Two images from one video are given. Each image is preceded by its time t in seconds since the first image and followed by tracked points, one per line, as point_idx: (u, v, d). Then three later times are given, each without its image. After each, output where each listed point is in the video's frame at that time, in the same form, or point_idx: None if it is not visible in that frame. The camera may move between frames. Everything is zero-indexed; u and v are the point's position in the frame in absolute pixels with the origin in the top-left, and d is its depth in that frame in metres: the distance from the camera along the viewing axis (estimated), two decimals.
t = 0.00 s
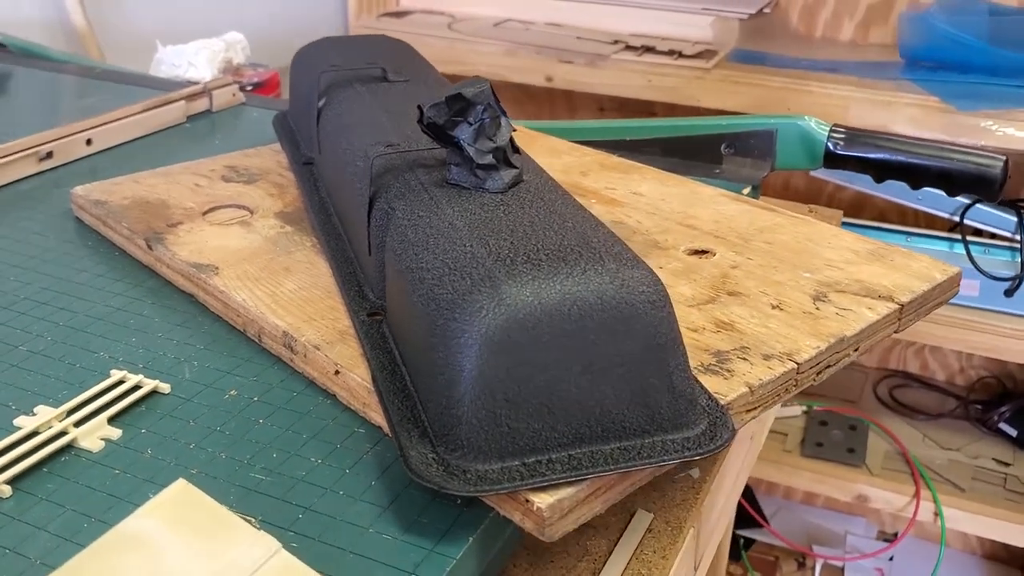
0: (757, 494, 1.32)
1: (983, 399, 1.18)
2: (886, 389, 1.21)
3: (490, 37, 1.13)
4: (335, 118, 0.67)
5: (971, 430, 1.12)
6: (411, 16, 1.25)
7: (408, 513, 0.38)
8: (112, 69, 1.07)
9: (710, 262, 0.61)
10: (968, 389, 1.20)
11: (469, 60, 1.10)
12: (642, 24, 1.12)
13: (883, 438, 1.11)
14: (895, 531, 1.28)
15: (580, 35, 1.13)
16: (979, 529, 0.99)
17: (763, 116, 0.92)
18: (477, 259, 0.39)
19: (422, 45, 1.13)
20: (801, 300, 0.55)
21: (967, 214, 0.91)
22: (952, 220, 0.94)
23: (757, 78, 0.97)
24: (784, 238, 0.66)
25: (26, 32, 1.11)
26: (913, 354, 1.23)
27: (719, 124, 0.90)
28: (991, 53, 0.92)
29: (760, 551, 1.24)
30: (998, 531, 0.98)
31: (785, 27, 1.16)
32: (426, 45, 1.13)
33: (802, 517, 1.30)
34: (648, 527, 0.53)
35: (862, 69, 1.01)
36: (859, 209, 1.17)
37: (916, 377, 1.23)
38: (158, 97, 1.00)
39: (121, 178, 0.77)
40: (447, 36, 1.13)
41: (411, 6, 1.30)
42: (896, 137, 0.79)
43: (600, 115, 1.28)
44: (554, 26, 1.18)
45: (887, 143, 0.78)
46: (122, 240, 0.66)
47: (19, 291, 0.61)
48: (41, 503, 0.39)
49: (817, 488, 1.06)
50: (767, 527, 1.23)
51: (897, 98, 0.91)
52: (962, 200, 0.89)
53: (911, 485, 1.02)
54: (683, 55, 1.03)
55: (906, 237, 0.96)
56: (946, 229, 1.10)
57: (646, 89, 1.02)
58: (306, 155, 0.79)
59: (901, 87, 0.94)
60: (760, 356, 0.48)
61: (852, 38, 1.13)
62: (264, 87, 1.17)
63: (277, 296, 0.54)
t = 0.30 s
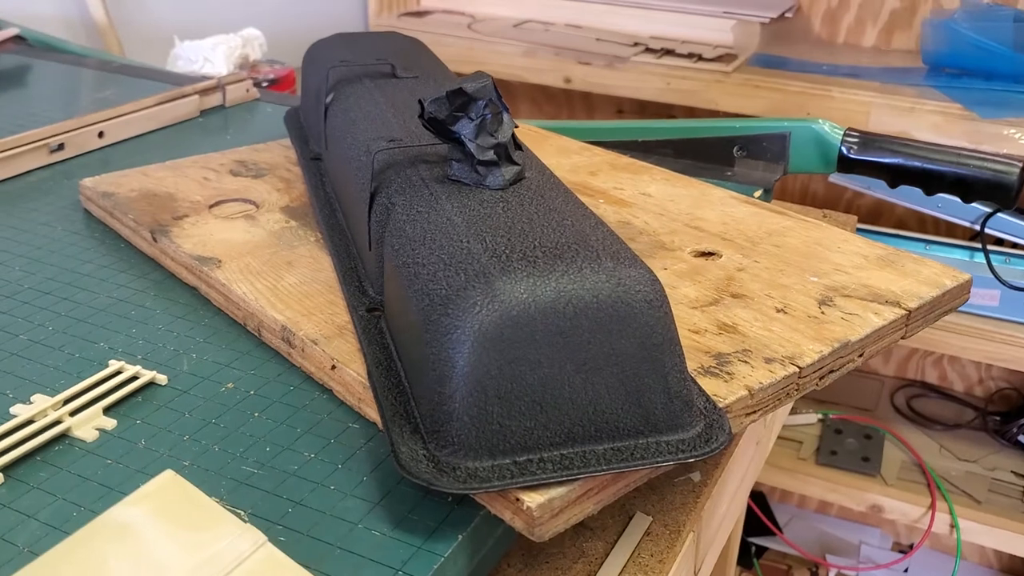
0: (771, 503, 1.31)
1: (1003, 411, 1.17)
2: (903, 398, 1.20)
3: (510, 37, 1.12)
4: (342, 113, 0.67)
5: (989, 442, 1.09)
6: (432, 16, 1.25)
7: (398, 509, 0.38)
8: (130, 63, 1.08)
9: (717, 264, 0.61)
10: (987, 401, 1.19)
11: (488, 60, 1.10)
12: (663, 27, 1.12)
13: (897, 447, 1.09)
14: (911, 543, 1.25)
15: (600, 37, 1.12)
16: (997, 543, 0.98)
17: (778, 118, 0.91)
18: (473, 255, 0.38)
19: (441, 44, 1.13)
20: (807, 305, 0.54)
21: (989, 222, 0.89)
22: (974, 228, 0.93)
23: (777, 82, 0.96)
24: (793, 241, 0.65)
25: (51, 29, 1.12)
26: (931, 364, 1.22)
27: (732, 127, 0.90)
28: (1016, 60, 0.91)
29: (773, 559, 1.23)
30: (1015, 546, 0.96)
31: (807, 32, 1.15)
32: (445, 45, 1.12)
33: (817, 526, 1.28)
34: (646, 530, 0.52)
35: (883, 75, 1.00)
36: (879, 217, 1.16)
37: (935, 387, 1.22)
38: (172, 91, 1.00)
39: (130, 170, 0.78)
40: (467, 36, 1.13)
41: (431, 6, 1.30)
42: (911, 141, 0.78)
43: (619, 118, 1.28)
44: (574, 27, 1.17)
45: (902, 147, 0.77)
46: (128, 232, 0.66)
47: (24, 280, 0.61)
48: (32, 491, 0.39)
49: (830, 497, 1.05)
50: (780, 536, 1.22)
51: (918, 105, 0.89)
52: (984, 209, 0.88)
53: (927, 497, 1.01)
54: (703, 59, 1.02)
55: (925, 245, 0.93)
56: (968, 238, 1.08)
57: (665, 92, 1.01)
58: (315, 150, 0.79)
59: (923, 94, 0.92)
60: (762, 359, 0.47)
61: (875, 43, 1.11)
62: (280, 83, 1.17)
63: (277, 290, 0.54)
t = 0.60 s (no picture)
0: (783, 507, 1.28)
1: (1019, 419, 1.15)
2: (919, 403, 1.18)
3: (525, 36, 1.12)
4: (345, 106, 0.67)
5: (1005, 449, 1.08)
6: (447, 14, 1.25)
7: (388, 503, 0.37)
8: (141, 57, 1.08)
9: (720, 261, 0.60)
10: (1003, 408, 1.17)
11: (502, 59, 1.09)
12: (678, 27, 1.11)
13: (909, 452, 1.08)
14: (924, 550, 1.23)
15: (616, 36, 1.11)
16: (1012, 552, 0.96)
17: (788, 116, 0.90)
18: (465, 247, 0.38)
19: (455, 43, 1.13)
20: (810, 303, 0.53)
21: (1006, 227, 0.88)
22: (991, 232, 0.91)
23: (793, 83, 0.95)
24: (798, 239, 0.64)
25: (64, 21, 1.14)
26: (947, 369, 1.20)
27: (740, 125, 0.88)
28: None
29: (784, 565, 1.22)
30: None
31: (824, 33, 1.14)
32: (459, 43, 1.12)
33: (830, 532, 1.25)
34: (644, 529, 0.52)
35: (900, 76, 0.98)
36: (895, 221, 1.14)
37: (950, 393, 1.20)
38: (181, 84, 1.00)
39: (134, 162, 0.78)
40: (481, 34, 1.12)
41: (447, 5, 1.29)
42: (923, 140, 0.77)
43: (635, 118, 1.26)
44: (589, 26, 1.16)
45: (912, 147, 0.76)
46: (129, 223, 0.66)
47: (24, 270, 0.61)
48: (21, 479, 0.39)
49: (843, 503, 1.03)
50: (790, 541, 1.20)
51: (935, 106, 0.88)
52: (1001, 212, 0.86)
53: (940, 503, 1.00)
54: (719, 59, 1.01)
55: (940, 249, 0.93)
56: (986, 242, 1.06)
57: (679, 92, 1.00)
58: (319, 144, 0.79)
59: (941, 96, 0.91)
60: (761, 357, 0.46)
61: (894, 45, 1.09)
62: (291, 79, 1.17)
63: (275, 282, 0.53)
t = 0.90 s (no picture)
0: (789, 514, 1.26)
1: None
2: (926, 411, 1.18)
3: (533, 38, 1.11)
4: (339, 105, 0.67)
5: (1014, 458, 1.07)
6: (455, 16, 1.25)
7: (367, 504, 0.37)
8: (147, 56, 1.07)
9: (713, 264, 0.59)
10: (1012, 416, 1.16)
11: (508, 61, 1.09)
12: (686, 31, 1.10)
13: (916, 460, 1.07)
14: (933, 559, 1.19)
15: (623, 38, 1.11)
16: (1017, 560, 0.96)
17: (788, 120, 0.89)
18: (448, 247, 0.38)
19: (462, 45, 1.12)
20: (802, 307, 0.53)
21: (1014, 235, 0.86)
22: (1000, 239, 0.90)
23: (800, 87, 0.94)
24: (794, 243, 0.63)
25: (70, 21, 1.13)
26: (955, 377, 1.19)
27: (740, 128, 0.88)
28: None
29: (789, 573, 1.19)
30: None
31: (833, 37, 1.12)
32: (466, 45, 1.12)
33: (835, 540, 1.23)
34: (632, 534, 0.51)
35: (908, 81, 0.97)
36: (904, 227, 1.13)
37: (959, 401, 1.19)
38: (180, 84, 1.00)
39: (130, 161, 0.78)
40: (488, 36, 1.12)
41: (455, 7, 1.29)
42: (923, 144, 0.76)
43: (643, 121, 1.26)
44: (596, 29, 1.16)
45: (913, 151, 0.75)
46: (122, 221, 0.66)
47: (16, 267, 0.61)
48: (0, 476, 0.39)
49: (849, 511, 1.02)
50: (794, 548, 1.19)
51: (942, 112, 0.87)
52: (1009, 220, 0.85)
53: (947, 512, 0.99)
54: (726, 62, 1.01)
55: (948, 256, 0.89)
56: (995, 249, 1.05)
57: (686, 96, 0.99)
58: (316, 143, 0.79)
59: (950, 101, 0.90)
60: (750, 361, 0.46)
61: (903, 50, 1.08)
62: (293, 79, 1.16)
63: (264, 281, 0.53)
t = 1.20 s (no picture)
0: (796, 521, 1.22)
1: None
2: (934, 417, 1.17)
3: (541, 42, 1.11)
4: (335, 108, 0.67)
5: None
6: (463, 20, 1.25)
7: (348, 507, 0.37)
8: (155, 59, 1.07)
9: (706, 270, 0.59)
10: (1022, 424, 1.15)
11: (516, 65, 1.09)
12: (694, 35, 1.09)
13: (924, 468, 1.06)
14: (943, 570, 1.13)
15: (631, 43, 1.10)
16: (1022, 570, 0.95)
17: (788, 125, 0.89)
18: (431, 251, 0.38)
19: (470, 49, 1.12)
20: (793, 313, 0.52)
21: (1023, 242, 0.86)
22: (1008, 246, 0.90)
23: (807, 92, 0.94)
24: (788, 248, 0.63)
25: (78, 23, 1.13)
26: (964, 385, 1.18)
27: (740, 133, 0.87)
28: None
29: None
30: None
31: (842, 42, 1.12)
32: (473, 48, 1.12)
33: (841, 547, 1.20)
34: (620, 540, 0.51)
35: (917, 87, 0.97)
36: (913, 233, 1.12)
37: (967, 408, 1.18)
38: (183, 86, 1.00)
39: (129, 163, 0.78)
40: (496, 40, 1.12)
41: (464, 10, 1.30)
42: (922, 150, 0.76)
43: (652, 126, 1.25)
44: (604, 34, 1.16)
45: (912, 156, 0.75)
46: (119, 223, 0.66)
47: (13, 268, 0.61)
48: None
49: (856, 518, 1.02)
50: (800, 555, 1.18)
51: (952, 117, 0.86)
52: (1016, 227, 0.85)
53: (955, 520, 0.98)
54: (734, 67, 1.01)
55: (955, 261, 0.89)
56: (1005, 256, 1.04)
57: (692, 100, 0.99)
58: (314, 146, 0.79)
59: (959, 107, 0.89)
60: (738, 367, 0.46)
61: (912, 56, 1.08)
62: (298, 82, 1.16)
63: (256, 283, 0.53)
